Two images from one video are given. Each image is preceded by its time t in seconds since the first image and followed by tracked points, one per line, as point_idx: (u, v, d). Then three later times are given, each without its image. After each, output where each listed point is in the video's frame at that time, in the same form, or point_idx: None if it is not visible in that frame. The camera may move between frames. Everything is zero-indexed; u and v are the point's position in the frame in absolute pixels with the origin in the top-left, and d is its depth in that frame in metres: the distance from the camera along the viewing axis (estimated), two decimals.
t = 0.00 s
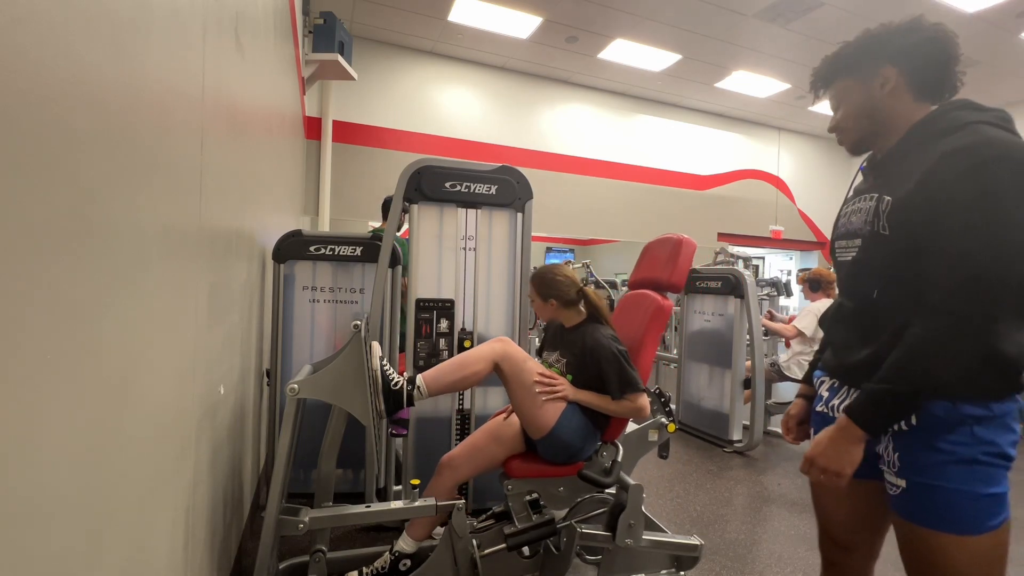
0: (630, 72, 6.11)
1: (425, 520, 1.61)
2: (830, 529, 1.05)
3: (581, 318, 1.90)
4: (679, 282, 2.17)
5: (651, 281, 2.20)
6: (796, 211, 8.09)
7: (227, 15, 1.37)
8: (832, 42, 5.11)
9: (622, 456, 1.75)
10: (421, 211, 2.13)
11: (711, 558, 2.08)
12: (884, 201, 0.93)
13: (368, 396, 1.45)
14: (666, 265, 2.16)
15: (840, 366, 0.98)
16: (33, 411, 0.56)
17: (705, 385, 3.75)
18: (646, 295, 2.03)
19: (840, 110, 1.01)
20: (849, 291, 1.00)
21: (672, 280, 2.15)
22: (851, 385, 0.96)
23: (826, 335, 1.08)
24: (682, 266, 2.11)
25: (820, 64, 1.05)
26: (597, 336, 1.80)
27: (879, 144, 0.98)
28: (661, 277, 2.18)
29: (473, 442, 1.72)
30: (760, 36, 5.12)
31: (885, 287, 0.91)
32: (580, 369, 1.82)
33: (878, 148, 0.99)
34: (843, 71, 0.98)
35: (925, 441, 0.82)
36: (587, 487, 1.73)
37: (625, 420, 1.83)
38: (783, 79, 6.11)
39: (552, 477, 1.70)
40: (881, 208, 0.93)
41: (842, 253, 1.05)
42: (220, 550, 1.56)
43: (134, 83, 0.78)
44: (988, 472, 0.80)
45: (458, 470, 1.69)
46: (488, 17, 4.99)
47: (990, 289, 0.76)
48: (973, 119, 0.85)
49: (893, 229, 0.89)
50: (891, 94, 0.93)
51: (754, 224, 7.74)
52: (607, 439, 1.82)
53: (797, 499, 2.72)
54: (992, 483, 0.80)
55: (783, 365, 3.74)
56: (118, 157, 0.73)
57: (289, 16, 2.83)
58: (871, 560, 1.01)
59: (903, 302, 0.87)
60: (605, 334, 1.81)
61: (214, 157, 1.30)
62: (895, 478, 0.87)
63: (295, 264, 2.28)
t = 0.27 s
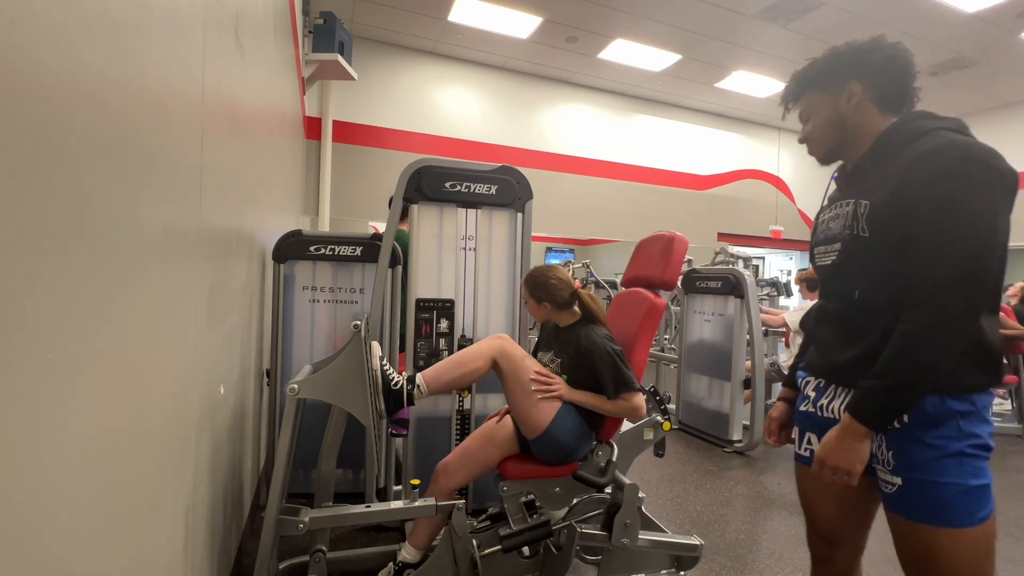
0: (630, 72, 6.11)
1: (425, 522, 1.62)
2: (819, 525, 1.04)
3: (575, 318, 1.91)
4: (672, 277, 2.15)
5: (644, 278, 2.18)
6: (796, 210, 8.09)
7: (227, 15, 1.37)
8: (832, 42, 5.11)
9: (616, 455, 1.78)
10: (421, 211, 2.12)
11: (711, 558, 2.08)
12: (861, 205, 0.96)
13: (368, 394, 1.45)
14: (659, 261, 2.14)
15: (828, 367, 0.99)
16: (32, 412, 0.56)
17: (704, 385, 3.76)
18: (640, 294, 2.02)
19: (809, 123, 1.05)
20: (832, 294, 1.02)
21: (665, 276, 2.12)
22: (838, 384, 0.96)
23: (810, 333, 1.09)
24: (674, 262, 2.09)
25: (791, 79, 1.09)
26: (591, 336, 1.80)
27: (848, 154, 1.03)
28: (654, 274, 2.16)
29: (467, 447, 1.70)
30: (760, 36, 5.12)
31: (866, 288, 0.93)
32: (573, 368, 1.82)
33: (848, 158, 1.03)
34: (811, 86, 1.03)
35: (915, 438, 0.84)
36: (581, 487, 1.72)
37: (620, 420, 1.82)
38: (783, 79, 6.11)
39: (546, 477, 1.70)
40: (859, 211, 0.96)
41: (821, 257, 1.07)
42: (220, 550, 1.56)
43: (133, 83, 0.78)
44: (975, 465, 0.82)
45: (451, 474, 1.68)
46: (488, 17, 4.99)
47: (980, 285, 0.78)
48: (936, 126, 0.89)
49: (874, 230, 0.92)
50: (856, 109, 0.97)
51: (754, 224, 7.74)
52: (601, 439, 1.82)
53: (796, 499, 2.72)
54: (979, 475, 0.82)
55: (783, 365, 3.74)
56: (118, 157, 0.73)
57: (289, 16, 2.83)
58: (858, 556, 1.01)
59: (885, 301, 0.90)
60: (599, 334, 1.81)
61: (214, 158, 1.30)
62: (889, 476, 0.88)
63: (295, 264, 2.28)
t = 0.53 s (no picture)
0: (630, 72, 6.12)
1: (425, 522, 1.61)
2: (819, 525, 1.04)
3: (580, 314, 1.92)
4: (673, 278, 2.15)
5: (645, 278, 2.18)
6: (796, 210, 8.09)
7: (227, 15, 1.37)
8: (832, 42, 5.11)
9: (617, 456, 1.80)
10: (421, 210, 2.12)
11: (711, 558, 2.08)
12: (850, 209, 0.97)
13: (368, 394, 1.45)
14: (660, 262, 2.15)
15: (832, 368, 0.98)
16: (32, 413, 0.56)
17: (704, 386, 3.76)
18: (641, 297, 2.01)
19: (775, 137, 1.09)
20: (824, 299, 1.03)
21: (667, 277, 2.13)
22: (849, 386, 0.96)
23: (803, 338, 1.09)
24: (676, 263, 2.10)
25: (751, 97, 1.13)
26: (597, 334, 1.80)
27: (816, 166, 1.06)
28: (655, 275, 2.16)
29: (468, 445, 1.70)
30: (760, 36, 5.12)
31: (864, 290, 0.94)
32: (579, 366, 1.82)
33: (817, 169, 1.07)
34: (772, 103, 1.07)
35: (932, 433, 0.85)
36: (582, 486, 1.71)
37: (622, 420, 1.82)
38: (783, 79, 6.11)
39: (546, 477, 1.69)
40: (850, 215, 0.97)
41: (811, 265, 1.08)
42: (220, 550, 1.56)
43: (133, 84, 0.78)
44: (979, 458, 0.86)
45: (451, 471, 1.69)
46: (488, 17, 4.99)
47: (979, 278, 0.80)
48: (907, 131, 0.94)
49: (869, 233, 0.94)
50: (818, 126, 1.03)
51: (754, 224, 7.74)
52: (603, 439, 1.82)
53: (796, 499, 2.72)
54: (980, 467, 0.86)
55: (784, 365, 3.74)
56: (118, 157, 0.73)
57: (289, 16, 2.83)
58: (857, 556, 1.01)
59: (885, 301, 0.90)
60: (603, 332, 1.82)
61: (214, 158, 1.30)
62: (905, 469, 0.87)
63: (295, 264, 2.28)
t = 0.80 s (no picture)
0: (630, 72, 6.12)
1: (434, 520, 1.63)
2: (820, 523, 1.05)
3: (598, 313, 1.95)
4: (686, 283, 2.14)
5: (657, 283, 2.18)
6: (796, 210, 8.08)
7: (227, 15, 1.37)
8: (832, 42, 5.12)
9: (625, 457, 1.78)
10: (421, 210, 2.12)
11: (711, 558, 2.08)
12: (850, 213, 0.96)
13: (368, 395, 1.45)
14: (673, 265, 2.14)
15: (836, 370, 0.98)
16: (32, 413, 0.56)
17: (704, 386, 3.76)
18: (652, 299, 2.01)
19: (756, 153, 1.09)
20: (823, 303, 1.01)
21: (678, 281, 2.12)
22: (853, 386, 0.96)
23: (799, 342, 1.08)
24: (688, 267, 2.09)
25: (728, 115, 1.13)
26: (613, 332, 1.81)
27: (803, 176, 1.06)
28: (667, 279, 2.15)
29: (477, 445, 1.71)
30: (760, 36, 5.12)
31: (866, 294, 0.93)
32: (593, 363, 1.81)
33: (803, 179, 1.06)
34: (750, 120, 1.07)
35: (939, 430, 0.85)
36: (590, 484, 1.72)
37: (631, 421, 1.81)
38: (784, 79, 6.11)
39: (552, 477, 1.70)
40: (850, 219, 0.96)
41: (808, 270, 1.06)
42: (220, 550, 1.55)
43: (133, 84, 0.78)
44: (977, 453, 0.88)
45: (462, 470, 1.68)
46: (488, 17, 5.00)
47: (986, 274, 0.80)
48: (889, 136, 0.97)
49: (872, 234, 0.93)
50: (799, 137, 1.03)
51: (754, 224, 7.74)
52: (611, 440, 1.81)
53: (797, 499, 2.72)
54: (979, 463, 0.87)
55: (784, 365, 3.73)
56: (118, 158, 0.74)
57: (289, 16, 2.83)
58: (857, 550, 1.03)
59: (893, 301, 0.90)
60: (618, 330, 1.82)
61: (214, 158, 1.30)
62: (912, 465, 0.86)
63: (295, 264, 2.28)
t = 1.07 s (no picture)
0: (630, 72, 6.12)
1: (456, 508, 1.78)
2: (818, 521, 1.05)
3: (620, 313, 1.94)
4: (703, 290, 2.17)
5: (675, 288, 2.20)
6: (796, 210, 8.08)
7: (227, 16, 1.37)
8: (832, 42, 5.12)
9: (637, 457, 1.81)
10: (421, 210, 2.13)
11: (711, 558, 2.08)
12: (849, 214, 0.97)
13: (368, 396, 1.46)
14: (692, 271, 2.16)
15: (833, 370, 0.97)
16: (32, 412, 0.56)
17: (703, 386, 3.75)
18: (670, 304, 2.01)
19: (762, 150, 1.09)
20: (822, 301, 1.01)
21: (697, 287, 2.15)
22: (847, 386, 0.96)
23: (796, 341, 1.08)
24: (707, 273, 2.11)
25: (737, 110, 1.13)
26: (632, 332, 1.81)
27: (808, 173, 1.05)
28: (685, 284, 2.18)
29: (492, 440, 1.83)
30: (760, 36, 5.12)
31: (861, 294, 0.94)
32: (612, 363, 1.82)
33: (806, 178, 1.06)
34: (757, 116, 1.07)
35: (931, 428, 0.86)
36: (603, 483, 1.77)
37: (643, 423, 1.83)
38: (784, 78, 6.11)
39: (564, 476, 1.75)
40: (849, 220, 0.96)
41: (805, 268, 1.06)
42: (220, 550, 1.55)
43: (133, 84, 0.78)
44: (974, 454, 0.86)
45: (478, 463, 1.82)
46: (488, 17, 4.99)
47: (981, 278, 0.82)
48: (893, 138, 0.97)
49: (870, 237, 0.93)
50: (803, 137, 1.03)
51: (754, 224, 7.73)
52: (623, 441, 1.84)
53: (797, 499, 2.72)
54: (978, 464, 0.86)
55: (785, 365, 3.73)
56: (118, 158, 0.74)
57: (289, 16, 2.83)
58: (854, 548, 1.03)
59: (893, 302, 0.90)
60: (637, 330, 1.82)
61: (214, 157, 1.30)
62: (904, 462, 0.87)
63: (295, 264, 2.28)
